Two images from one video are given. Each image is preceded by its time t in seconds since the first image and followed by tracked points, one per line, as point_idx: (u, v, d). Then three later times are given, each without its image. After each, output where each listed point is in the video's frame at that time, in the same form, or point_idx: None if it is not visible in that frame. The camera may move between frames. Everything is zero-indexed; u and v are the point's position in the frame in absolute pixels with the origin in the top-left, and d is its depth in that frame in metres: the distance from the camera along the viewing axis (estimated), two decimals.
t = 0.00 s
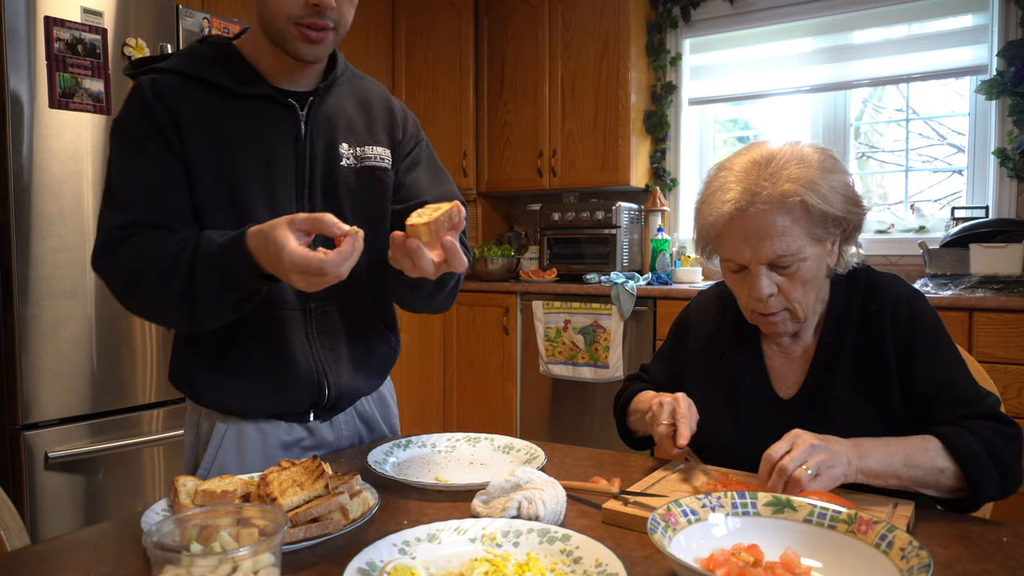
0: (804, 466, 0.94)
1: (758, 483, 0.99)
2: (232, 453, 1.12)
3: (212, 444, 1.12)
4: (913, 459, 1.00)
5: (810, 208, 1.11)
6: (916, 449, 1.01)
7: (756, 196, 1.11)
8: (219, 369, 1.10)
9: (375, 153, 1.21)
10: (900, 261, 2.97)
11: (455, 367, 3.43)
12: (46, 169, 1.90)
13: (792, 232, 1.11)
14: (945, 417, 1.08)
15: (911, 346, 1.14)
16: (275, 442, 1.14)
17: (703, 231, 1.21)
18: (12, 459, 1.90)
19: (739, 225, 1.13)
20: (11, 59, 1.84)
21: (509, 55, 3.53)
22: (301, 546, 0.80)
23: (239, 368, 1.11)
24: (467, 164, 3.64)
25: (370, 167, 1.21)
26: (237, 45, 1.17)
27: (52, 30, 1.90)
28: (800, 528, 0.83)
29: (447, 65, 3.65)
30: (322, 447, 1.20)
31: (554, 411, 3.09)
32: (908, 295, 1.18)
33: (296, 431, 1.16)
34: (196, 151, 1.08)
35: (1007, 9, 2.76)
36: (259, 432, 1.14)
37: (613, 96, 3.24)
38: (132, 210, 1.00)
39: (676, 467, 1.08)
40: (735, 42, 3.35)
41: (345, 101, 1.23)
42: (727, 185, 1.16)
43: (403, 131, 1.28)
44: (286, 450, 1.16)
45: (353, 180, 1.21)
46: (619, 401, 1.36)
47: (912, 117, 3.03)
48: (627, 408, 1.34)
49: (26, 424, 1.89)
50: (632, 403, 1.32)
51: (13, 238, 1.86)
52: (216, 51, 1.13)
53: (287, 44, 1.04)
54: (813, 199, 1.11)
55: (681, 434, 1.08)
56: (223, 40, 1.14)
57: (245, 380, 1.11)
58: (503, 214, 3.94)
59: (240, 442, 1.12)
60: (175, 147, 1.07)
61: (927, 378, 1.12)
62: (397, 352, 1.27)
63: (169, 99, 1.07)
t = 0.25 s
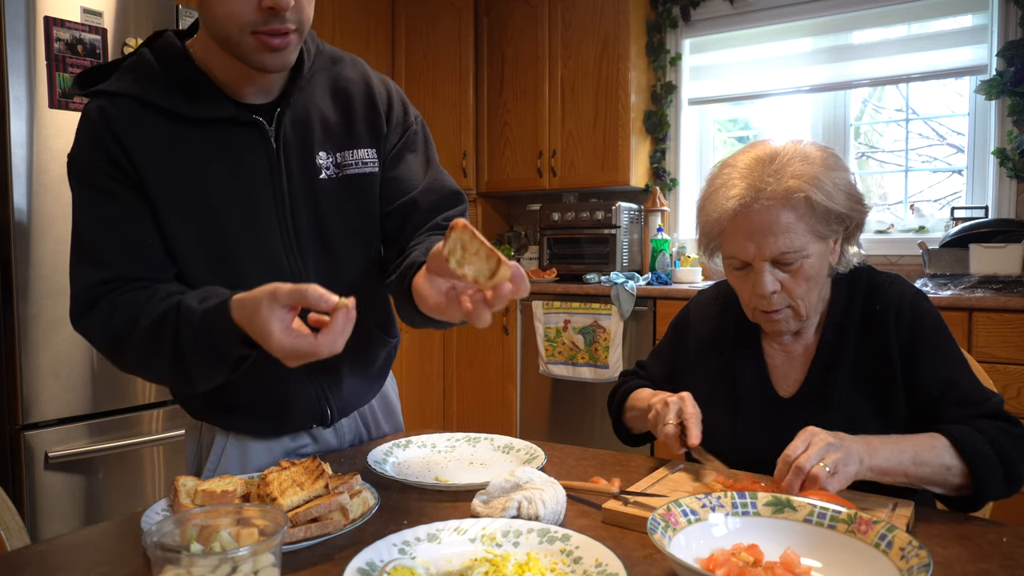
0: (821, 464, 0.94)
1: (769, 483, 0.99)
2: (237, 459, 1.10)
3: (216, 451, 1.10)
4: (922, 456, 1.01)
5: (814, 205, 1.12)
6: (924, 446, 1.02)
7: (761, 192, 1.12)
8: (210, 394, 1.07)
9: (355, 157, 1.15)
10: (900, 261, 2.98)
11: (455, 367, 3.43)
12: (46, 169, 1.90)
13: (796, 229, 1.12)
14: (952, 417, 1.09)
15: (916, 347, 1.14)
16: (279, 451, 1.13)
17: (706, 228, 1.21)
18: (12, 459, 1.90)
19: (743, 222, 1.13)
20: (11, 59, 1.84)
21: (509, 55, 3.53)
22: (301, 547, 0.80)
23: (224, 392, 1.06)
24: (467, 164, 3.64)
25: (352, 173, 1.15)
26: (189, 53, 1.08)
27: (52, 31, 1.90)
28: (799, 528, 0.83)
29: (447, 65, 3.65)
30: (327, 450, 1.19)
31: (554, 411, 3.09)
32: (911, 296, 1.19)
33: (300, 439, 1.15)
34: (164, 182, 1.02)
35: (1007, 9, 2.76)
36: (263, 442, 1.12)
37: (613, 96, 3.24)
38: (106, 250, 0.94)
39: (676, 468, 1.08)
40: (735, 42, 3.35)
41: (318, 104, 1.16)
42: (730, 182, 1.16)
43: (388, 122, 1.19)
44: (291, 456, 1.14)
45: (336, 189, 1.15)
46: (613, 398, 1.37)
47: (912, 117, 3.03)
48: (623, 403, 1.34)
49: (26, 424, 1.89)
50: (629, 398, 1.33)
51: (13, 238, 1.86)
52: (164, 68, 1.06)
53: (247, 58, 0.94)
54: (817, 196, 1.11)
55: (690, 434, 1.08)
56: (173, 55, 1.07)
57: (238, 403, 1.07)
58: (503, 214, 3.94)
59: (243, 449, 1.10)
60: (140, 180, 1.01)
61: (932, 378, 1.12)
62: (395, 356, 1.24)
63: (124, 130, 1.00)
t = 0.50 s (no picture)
0: (789, 467, 0.95)
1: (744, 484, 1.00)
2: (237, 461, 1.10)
3: (216, 453, 1.10)
4: (892, 456, 1.01)
5: (809, 205, 1.12)
6: (895, 446, 1.02)
7: (756, 191, 1.12)
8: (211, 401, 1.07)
9: (355, 163, 1.14)
10: (900, 261, 2.98)
11: (455, 367, 3.43)
12: (46, 169, 1.90)
13: (790, 228, 1.12)
14: (929, 415, 1.09)
15: (906, 344, 1.14)
16: (280, 453, 1.13)
17: (702, 227, 1.22)
18: (12, 459, 1.90)
19: (738, 220, 1.14)
20: (11, 59, 1.84)
21: (509, 55, 3.53)
22: (301, 547, 0.80)
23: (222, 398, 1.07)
24: (467, 164, 3.64)
25: (351, 178, 1.14)
26: (188, 59, 1.09)
27: (52, 31, 1.90)
28: (800, 528, 0.83)
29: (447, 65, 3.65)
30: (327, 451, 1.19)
31: (554, 411, 3.09)
32: (904, 294, 1.18)
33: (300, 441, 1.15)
34: (159, 190, 1.03)
35: (1007, 9, 2.76)
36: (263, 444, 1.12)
37: (613, 96, 3.24)
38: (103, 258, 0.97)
39: (677, 467, 1.08)
40: (735, 42, 3.35)
41: (317, 109, 1.15)
42: (726, 180, 1.16)
43: (388, 126, 1.18)
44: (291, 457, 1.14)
45: (334, 195, 1.15)
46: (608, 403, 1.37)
47: (911, 117, 3.03)
48: (618, 409, 1.34)
49: (25, 424, 1.89)
50: (624, 404, 1.33)
51: (13, 238, 1.86)
52: (163, 76, 1.06)
53: (243, 70, 0.94)
54: (811, 196, 1.11)
55: (681, 444, 1.10)
56: (170, 61, 1.07)
57: (240, 408, 1.07)
58: (503, 214, 3.94)
59: (243, 451, 1.10)
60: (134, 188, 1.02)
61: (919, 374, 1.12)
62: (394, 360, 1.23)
63: (119, 138, 1.01)
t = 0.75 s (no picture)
0: (787, 469, 0.94)
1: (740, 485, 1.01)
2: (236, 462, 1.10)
3: (215, 454, 1.10)
4: (888, 459, 1.01)
5: (797, 206, 1.12)
6: (891, 449, 1.02)
7: (744, 191, 1.13)
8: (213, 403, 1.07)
9: (357, 164, 1.14)
10: (900, 261, 2.98)
11: (455, 367, 3.43)
12: (46, 169, 1.90)
13: (778, 229, 1.12)
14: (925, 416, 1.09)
15: (901, 344, 1.14)
16: (280, 453, 1.13)
17: (694, 227, 1.22)
18: (11, 459, 1.90)
19: (727, 220, 1.14)
20: (11, 59, 1.84)
21: (509, 55, 3.54)
22: (301, 547, 0.80)
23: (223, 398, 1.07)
24: (467, 164, 3.64)
25: (352, 180, 1.14)
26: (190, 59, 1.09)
27: (52, 31, 1.90)
28: (800, 528, 0.83)
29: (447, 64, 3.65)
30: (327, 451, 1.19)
31: (554, 411, 3.09)
32: (899, 294, 1.18)
33: (300, 441, 1.15)
34: (161, 192, 1.03)
35: (1007, 9, 2.76)
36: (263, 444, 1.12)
37: (613, 96, 3.24)
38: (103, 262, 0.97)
39: (679, 466, 1.08)
40: (735, 42, 3.35)
41: (320, 110, 1.15)
42: (717, 181, 1.17)
43: (390, 126, 1.18)
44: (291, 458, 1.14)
45: (336, 197, 1.15)
46: (603, 402, 1.37)
47: (912, 117, 3.03)
48: (613, 409, 1.34)
49: (25, 424, 1.89)
50: (619, 404, 1.33)
51: (13, 238, 1.86)
52: (165, 76, 1.06)
53: (247, 72, 0.94)
54: (800, 196, 1.11)
55: (688, 445, 1.07)
56: (170, 60, 1.07)
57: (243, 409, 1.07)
58: (503, 214, 3.94)
59: (243, 452, 1.10)
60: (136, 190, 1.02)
61: (913, 373, 1.12)
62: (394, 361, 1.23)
63: (120, 140, 1.01)
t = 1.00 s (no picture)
0: (845, 471, 0.93)
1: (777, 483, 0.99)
2: (236, 450, 1.12)
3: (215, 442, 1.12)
4: (940, 466, 1.00)
5: (833, 207, 1.10)
6: (942, 454, 1.01)
7: (781, 193, 1.10)
8: (223, 374, 1.10)
9: (375, 158, 1.28)
10: (900, 261, 2.97)
11: (455, 367, 3.43)
12: (46, 169, 1.90)
13: (814, 231, 1.10)
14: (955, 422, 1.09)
15: (926, 352, 1.14)
16: (280, 438, 1.15)
17: (721, 229, 1.18)
18: (11, 459, 1.90)
19: (763, 223, 1.11)
20: (11, 59, 1.84)
21: (509, 55, 3.54)
22: (301, 547, 0.80)
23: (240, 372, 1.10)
24: (466, 164, 3.63)
25: (370, 171, 1.27)
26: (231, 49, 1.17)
27: (52, 31, 1.90)
28: (800, 528, 0.83)
29: (447, 64, 3.63)
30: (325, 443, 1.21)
31: (554, 411, 3.09)
32: (921, 300, 1.18)
33: (298, 427, 1.18)
34: (198, 164, 1.08)
35: (1007, 9, 2.76)
36: (262, 429, 1.14)
37: (613, 96, 3.24)
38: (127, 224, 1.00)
39: (676, 468, 1.09)
40: (735, 42, 3.35)
41: (344, 104, 1.27)
42: (749, 181, 1.13)
43: (397, 137, 1.36)
44: (290, 446, 1.17)
45: (355, 184, 1.26)
46: (614, 392, 1.37)
47: (911, 117, 3.03)
48: (626, 397, 1.34)
49: (25, 423, 1.89)
50: (633, 391, 1.32)
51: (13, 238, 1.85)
52: (209, 59, 1.13)
53: (313, 48, 1.06)
54: (836, 198, 1.09)
55: (707, 427, 1.08)
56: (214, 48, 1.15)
57: (252, 385, 1.11)
58: (503, 214, 3.94)
59: (243, 439, 1.13)
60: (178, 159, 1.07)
61: (942, 382, 1.12)
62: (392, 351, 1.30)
63: (169, 112, 1.07)
